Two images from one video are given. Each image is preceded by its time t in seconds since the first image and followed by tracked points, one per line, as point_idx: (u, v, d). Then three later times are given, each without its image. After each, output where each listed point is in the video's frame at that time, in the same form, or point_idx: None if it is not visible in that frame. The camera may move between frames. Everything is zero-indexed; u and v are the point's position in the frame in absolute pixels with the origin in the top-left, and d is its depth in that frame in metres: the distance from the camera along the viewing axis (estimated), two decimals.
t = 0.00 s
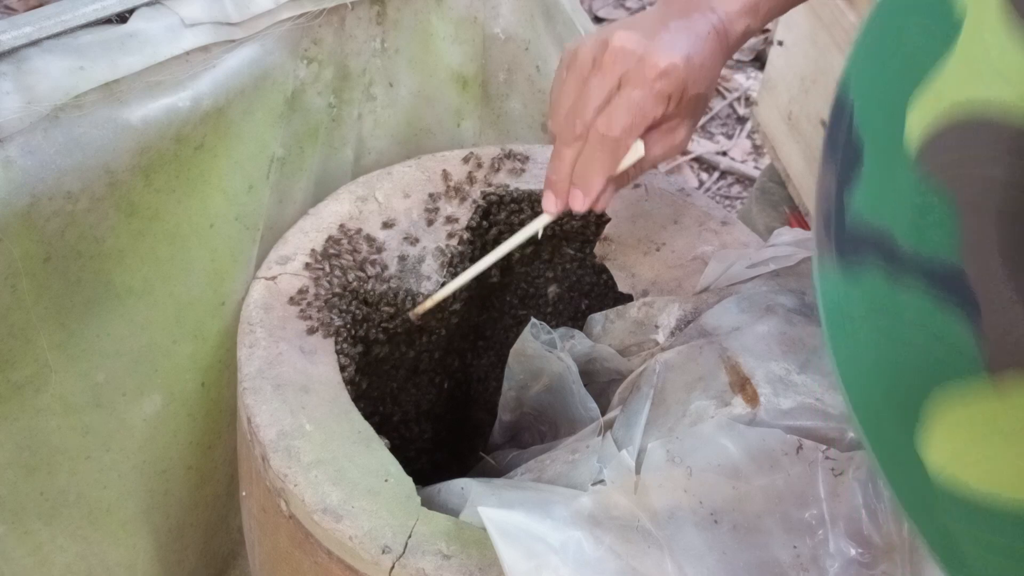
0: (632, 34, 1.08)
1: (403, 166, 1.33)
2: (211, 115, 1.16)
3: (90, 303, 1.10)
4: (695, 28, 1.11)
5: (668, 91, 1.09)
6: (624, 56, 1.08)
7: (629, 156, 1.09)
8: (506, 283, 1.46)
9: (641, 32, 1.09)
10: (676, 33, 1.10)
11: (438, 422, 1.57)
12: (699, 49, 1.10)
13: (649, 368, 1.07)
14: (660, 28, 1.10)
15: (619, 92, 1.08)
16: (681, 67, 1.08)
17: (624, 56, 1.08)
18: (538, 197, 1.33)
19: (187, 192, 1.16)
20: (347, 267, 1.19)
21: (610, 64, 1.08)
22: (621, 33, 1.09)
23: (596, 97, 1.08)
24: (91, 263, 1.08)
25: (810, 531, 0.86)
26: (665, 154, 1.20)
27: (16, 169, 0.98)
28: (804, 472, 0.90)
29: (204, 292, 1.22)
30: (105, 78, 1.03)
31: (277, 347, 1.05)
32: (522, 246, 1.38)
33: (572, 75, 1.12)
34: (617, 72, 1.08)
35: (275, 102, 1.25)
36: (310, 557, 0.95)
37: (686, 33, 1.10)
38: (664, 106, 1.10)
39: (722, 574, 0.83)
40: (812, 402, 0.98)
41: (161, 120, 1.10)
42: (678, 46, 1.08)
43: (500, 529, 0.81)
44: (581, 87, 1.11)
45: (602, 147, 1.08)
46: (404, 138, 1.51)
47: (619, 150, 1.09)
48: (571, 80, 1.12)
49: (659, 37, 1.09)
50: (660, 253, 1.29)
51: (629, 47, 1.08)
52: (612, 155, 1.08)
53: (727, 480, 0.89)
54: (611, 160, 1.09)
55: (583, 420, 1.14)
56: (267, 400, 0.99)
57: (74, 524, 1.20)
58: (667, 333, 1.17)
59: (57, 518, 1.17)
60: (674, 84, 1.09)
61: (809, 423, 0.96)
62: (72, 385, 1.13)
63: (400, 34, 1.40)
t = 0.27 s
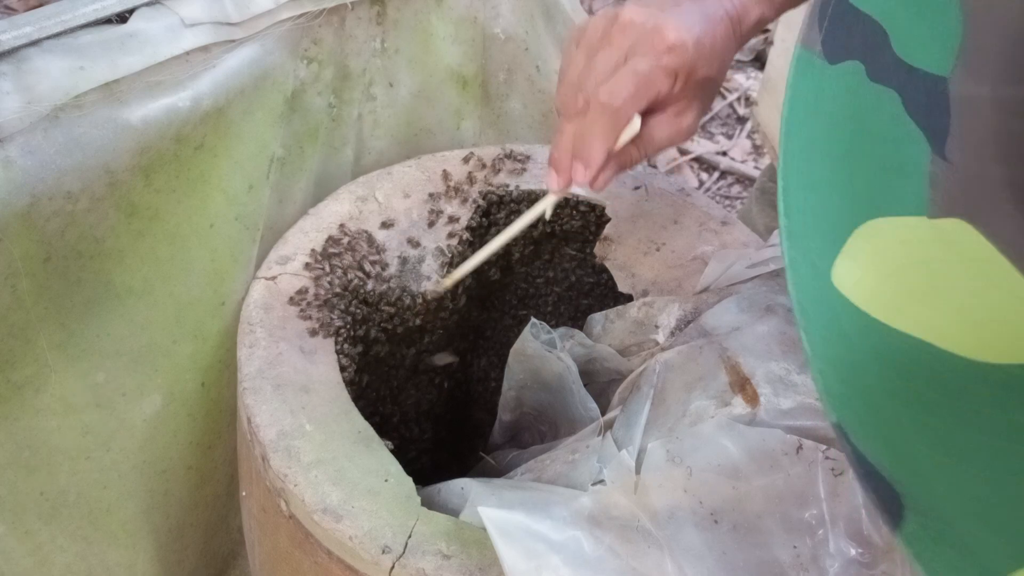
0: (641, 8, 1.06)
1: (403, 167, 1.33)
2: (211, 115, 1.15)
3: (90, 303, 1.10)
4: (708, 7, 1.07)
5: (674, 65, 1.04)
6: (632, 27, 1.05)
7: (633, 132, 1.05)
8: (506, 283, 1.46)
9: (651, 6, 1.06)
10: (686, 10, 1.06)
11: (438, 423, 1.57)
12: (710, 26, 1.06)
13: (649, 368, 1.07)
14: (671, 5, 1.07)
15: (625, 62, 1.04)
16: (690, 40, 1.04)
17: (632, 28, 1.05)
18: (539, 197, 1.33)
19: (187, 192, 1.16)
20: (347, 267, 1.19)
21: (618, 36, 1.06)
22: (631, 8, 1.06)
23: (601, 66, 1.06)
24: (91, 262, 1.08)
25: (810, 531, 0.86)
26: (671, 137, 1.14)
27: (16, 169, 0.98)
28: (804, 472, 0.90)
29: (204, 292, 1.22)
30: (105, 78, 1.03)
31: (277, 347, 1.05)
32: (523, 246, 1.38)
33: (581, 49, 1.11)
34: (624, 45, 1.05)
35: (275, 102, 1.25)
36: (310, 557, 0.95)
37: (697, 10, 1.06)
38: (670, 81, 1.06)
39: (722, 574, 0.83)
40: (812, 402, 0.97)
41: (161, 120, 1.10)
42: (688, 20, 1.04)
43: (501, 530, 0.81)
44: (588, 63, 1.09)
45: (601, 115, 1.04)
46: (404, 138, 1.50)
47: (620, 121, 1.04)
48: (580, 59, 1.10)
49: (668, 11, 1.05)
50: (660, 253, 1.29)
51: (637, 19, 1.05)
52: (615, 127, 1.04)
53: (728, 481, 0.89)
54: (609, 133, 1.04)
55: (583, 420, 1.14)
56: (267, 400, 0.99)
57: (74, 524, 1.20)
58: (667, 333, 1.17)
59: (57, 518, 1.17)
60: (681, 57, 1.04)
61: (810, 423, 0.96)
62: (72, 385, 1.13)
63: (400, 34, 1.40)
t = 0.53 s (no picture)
0: (636, 92, 1.03)
1: (403, 167, 1.33)
2: (211, 115, 1.15)
3: (90, 303, 1.10)
4: (700, 78, 1.04)
5: (668, 151, 1.04)
6: (625, 115, 1.03)
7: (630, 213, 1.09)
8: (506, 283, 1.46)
9: (644, 87, 1.03)
10: (679, 87, 1.03)
11: (438, 422, 1.57)
12: (704, 103, 1.03)
13: (649, 368, 1.06)
14: (664, 79, 1.04)
15: (621, 149, 1.05)
16: (682, 125, 1.02)
17: (626, 116, 1.03)
18: (539, 197, 1.33)
19: (187, 192, 1.16)
20: (348, 267, 1.19)
21: (613, 122, 1.05)
22: (626, 90, 1.04)
23: (597, 154, 1.07)
24: (91, 263, 1.08)
25: (810, 531, 0.86)
26: (672, 199, 1.15)
27: (16, 169, 0.98)
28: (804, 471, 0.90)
29: (204, 292, 1.22)
30: (105, 78, 1.03)
31: (277, 347, 1.05)
32: (523, 246, 1.38)
33: (582, 121, 1.12)
34: (619, 131, 1.05)
35: (275, 102, 1.25)
36: (310, 557, 0.95)
37: (691, 85, 1.03)
38: (665, 163, 1.06)
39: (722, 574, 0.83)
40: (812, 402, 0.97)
41: (161, 120, 1.10)
42: (681, 102, 1.02)
43: (501, 530, 0.81)
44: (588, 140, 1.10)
45: (601, 201, 1.08)
46: (405, 138, 1.50)
47: (618, 204, 1.08)
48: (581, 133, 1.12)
49: (661, 92, 1.03)
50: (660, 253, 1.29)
51: (631, 105, 1.03)
52: (613, 211, 1.08)
53: (728, 481, 0.89)
54: (611, 214, 1.09)
55: (583, 420, 1.14)
56: (267, 400, 0.99)
57: (74, 524, 1.20)
58: (667, 333, 1.17)
59: (57, 518, 1.17)
60: (674, 144, 1.03)
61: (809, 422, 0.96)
62: (72, 385, 1.13)
63: (400, 34, 1.40)
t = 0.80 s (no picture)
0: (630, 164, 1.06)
1: (403, 166, 1.33)
2: (211, 115, 1.15)
3: (90, 303, 1.10)
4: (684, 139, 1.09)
5: (660, 216, 1.09)
6: (621, 187, 1.07)
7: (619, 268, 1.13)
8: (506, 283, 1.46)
9: (636, 157, 1.07)
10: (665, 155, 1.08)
11: (439, 423, 1.57)
12: (688, 165, 1.09)
13: (648, 368, 1.06)
14: (652, 145, 1.08)
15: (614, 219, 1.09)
16: (671, 193, 1.08)
17: (621, 189, 1.07)
18: (539, 197, 1.33)
19: (187, 192, 1.16)
20: (348, 267, 1.19)
21: (607, 192, 1.08)
22: (619, 161, 1.07)
23: (589, 218, 1.09)
24: (91, 263, 1.08)
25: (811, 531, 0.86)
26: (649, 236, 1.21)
27: (15, 168, 0.98)
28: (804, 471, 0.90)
29: (204, 293, 1.21)
30: (105, 78, 1.03)
31: (277, 347, 1.05)
32: (523, 246, 1.38)
33: (573, 179, 1.13)
34: (613, 202, 1.08)
35: (275, 103, 1.25)
36: (310, 557, 0.95)
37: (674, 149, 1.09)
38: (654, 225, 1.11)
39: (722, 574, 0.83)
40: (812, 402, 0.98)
41: (161, 120, 1.10)
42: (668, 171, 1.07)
43: (500, 530, 0.81)
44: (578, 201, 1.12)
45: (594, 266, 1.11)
46: (405, 139, 1.50)
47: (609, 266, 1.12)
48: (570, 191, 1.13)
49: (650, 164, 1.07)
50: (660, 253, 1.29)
51: (625, 177, 1.06)
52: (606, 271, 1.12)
53: (728, 481, 0.89)
54: (603, 277, 1.10)
55: (583, 420, 1.14)
56: (267, 400, 0.99)
57: (74, 524, 1.20)
58: (667, 333, 1.18)
59: (57, 518, 1.17)
60: (665, 210, 1.08)
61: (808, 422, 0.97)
62: (72, 385, 1.13)
63: (400, 34, 1.40)
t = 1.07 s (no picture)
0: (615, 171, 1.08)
1: (403, 166, 1.33)
2: (211, 115, 1.15)
3: (90, 303, 1.10)
4: (667, 150, 1.12)
5: (641, 225, 1.11)
6: (605, 193, 1.08)
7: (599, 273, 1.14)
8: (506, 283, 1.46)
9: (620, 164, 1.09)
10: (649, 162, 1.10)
11: (439, 423, 1.57)
12: (670, 174, 1.12)
13: (649, 368, 1.07)
14: (635, 154, 1.11)
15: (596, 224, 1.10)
16: (654, 202, 1.10)
17: (604, 194, 1.08)
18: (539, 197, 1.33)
19: (187, 192, 1.16)
20: (348, 268, 1.19)
21: (591, 198, 1.09)
22: (603, 168, 1.09)
23: (572, 225, 1.11)
24: (91, 263, 1.08)
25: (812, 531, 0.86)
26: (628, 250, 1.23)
27: (15, 168, 0.98)
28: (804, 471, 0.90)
29: (204, 293, 1.21)
30: (105, 78, 1.03)
31: (277, 347, 1.05)
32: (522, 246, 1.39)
33: (556, 185, 1.14)
34: (597, 208, 1.09)
35: (275, 102, 1.25)
36: (310, 557, 0.95)
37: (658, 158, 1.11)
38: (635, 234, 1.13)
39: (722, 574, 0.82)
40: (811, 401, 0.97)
41: (161, 120, 1.10)
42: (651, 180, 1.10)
43: (500, 531, 0.82)
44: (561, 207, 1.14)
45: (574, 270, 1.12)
46: (405, 139, 1.50)
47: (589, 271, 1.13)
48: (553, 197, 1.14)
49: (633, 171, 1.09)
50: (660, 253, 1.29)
51: (610, 183, 1.08)
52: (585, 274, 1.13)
53: (728, 481, 0.88)
54: (581, 282, 1.12)
55: (583, 420, 1.14)
56: (267, 400, 0.99)
57: (74, 524, 1.20)
58: (667, 333, 1.18)
59: (57, 518, 1.17)
60: (646, 219, 1.10)
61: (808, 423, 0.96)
62: (72, 385, 1.13)
63: (400, 33, 1.40)
